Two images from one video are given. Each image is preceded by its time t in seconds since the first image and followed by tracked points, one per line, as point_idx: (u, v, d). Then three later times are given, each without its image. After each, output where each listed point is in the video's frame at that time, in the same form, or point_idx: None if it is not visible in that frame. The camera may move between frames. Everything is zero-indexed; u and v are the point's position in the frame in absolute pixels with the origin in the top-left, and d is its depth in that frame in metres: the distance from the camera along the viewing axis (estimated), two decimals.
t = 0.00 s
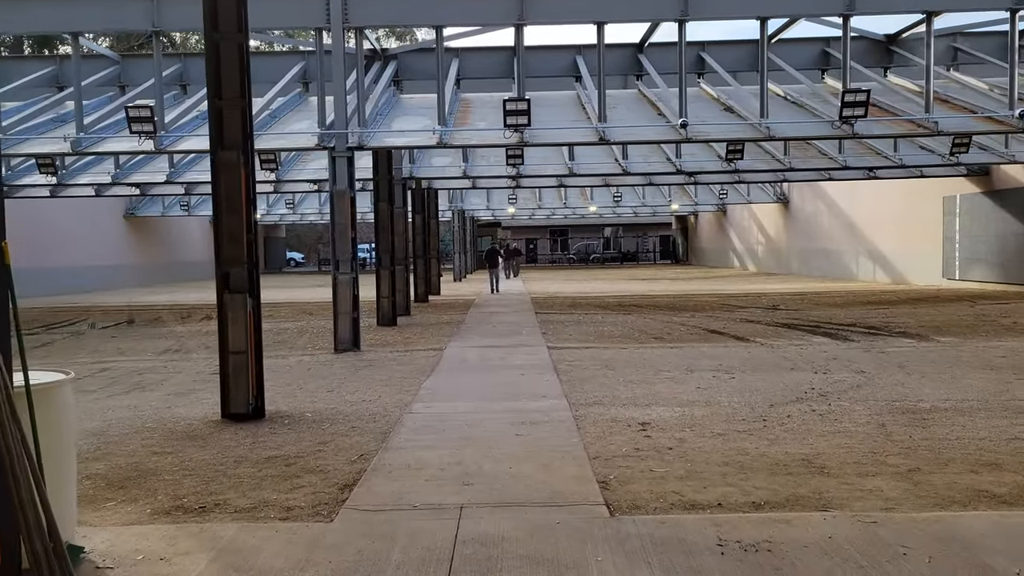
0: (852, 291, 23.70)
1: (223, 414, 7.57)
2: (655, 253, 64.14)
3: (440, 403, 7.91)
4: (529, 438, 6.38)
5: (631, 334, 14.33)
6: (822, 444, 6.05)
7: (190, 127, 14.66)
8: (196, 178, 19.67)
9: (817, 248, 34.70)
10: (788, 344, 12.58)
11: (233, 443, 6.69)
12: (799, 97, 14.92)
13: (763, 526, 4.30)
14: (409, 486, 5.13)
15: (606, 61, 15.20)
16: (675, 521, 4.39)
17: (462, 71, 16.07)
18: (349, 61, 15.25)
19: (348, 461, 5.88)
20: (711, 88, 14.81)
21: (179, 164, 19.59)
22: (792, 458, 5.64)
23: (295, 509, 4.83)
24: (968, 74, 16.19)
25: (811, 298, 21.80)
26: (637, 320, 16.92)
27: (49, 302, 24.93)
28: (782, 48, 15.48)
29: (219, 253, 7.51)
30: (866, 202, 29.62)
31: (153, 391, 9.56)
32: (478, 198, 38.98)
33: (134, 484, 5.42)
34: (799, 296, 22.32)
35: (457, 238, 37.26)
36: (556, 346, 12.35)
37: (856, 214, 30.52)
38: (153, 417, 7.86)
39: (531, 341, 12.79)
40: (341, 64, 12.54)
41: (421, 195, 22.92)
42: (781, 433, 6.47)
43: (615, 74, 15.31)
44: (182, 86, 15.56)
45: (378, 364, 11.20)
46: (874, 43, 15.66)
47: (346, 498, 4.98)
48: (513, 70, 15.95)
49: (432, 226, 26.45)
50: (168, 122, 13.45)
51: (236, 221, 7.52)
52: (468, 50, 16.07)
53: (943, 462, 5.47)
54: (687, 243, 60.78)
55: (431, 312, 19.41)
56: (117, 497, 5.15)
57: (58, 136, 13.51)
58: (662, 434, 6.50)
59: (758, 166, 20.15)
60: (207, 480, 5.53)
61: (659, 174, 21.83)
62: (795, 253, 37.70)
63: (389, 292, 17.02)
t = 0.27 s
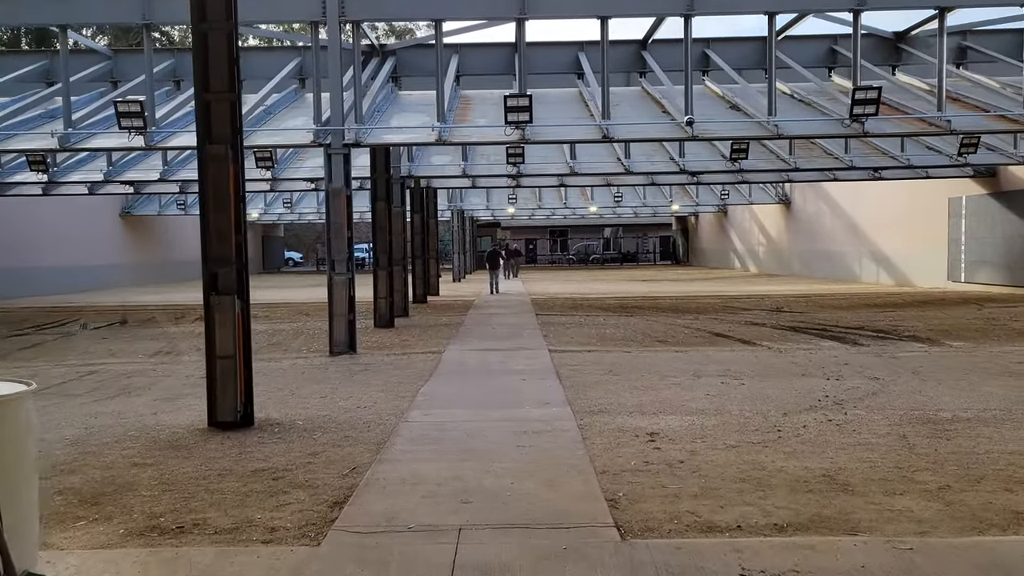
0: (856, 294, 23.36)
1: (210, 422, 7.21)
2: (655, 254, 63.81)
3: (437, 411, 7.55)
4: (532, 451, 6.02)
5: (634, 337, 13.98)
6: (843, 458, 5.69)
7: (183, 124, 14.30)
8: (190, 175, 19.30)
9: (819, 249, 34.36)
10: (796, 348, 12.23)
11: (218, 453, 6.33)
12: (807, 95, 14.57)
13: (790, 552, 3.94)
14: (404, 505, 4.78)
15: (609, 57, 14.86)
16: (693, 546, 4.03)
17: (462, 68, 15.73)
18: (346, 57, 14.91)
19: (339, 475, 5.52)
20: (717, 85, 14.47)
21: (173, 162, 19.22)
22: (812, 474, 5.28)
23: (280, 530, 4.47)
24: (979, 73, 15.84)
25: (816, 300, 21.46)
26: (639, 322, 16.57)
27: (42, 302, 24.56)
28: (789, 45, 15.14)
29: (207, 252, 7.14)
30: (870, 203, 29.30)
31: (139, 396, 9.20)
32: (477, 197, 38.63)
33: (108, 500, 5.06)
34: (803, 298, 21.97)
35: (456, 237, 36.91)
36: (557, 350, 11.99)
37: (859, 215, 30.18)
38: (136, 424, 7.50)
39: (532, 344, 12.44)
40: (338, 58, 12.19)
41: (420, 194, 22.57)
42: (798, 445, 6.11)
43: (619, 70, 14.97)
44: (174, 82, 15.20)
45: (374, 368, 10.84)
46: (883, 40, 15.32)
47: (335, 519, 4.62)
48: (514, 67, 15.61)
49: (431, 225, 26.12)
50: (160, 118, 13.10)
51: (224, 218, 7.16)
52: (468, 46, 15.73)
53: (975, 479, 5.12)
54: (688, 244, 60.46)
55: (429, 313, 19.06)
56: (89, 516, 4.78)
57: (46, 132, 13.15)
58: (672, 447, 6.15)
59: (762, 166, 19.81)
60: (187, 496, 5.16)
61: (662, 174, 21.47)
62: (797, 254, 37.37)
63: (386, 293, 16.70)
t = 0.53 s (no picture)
0: (863, 295, 23.00)
1: (195, 429, 6.86)
2: (656, 254, 63.47)
3: (434, 417, 7.19)
4: (534, 461, 5.66)
5: (637, 338, 13.62)
6: (866, 471, 5.33)
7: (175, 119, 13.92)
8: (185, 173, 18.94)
9: (824, 250, 34.00)
10: (806, 351, 11.87)
11: (200, 463, 5.97)
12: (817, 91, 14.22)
13: None
14: (395, 523, 4.42)
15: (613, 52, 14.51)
16: (712, 572, 3.67)
17: (461, 63, 15.38)
18: (343, 52, 14.57)
19: (327, 489, 5.16)
20: (724, 81, 14.10)
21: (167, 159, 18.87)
22: (836, 490, 4.92)
23: (260, 552, 4.11)
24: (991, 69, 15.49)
25: (821, 302, 21.10)
26: (643, 324, 16.23)
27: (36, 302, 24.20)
28: (797, 40, 14.79)
29: (193, 250, 6.78)
30: (875, 203, 28.95)
31: (124, 400, 8.85)
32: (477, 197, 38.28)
33: (77, 518, 4.71)
34: (809, 299, 21.61)
35: (456, 237, 36.53)
36: (559, 352, 11.63)
37: (865, 216, 29.82)
38: (118, 431, 7.14)
39: (534, 347, 12.08)
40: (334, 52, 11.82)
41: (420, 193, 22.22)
42: (817, 457, 5.75)
43: (623, 66, 14.61)
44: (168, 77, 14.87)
45: (370, 371, 10.48)
46: (892, 35, 14.96)
47: (320, 539, 4.26)
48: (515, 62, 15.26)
49: (431, 225, 25.80)
50: (151, 113, 12.74)
51: (210, 215, 6.80)
52: (469, 41, 15.39)
53: (1012, 496, 4.75)
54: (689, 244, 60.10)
55: (428, 314, 18.71)
56: (54, 535, 4.42)
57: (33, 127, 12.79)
58: (683, 457, 5.79)
59: (768, 164, 19.45)
60: (162, 511, 4.81)
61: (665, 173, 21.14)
62: (800, 254, 37.02)
63: (384, 293, 16.35)
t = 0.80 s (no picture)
0: (871, 297, 22.64)
1: (179, 440, 6.50)
2: (658, 256, 63.10)
3: (432, 428, 6.82)
4: (537, 479, 5.30)
5: (642, 343, 13.25)
6: (894, 492, 4.96)
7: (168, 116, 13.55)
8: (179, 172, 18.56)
9: (829, 252, 33.63)
10: (817, 356, 11.50)
11: (182, 477, 5.61)
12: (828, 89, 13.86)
13: None
14: (385, 550, 4.05)
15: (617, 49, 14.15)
16: None
17: (462, 60, 15.02)
18: (341, 48, 14.21)
19: (314, 510, 4.80)
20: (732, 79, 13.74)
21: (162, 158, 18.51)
22: (863, 514, 4.55)
23: None
24: (1005, 66, 15.11)
25: (829, 305, 20.73)
26: (647, 327, 15.86)
27: (30, 303, 23.84)
28: (807, 37, 14.42)
29: (175, 252, 6.42)
30: (882, 204, 28.58)
31: (109, 407, 8.48)
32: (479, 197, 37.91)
33: (42, 542, 4.34)
34: (816, 302, 21.23)
35: (457, 238, 36.16)
36: (562, 358, 11.26)
37: (871, 217, 29.45)
38: (99, 442, 6.78)
39: (536, 351, 11.71)
40: (331, 46, 11.46)
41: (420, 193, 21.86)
42: (840, 475, 5.38)
43: (628, 63, 14.26)
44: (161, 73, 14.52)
45: (366, 377, 10.12)
46: (905, 32, 14.60)
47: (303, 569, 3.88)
48: (517, 59, 14.90)
49: (431, 225, 25.45)
50: (142, 109, 12.38)
51: (194, 215, 6.43)
52: (470, 37, 15.04)
53: None
54: (692, 245, 59.72)
55: (429, 316, 18.36)
56: (14, 563, 4.06)
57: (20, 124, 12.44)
58: (696, 474, 5.42)
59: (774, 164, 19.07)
60: (135, 535, 4.44)
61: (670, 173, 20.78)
62: (805, 256, 36.64)
63: (383, 296, 15.98)
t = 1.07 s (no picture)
0: (876, 297, 22.28)
1: (160, 447, 6.14)
2: (659, 254, 62.74)
3: (428, 434, 6.45)
4: (540, 491, 4.93)
5: (646, 343, 12.89)
6: (927, 507, 4.59)
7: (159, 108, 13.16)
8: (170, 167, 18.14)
9: (832, 251, 33.29)
10: (827, 358, 11.14)
11: (159, 487, 5.24)
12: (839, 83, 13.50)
13: None
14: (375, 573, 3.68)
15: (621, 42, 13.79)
16: None
17: (461, 52, 14.65)
18: (338, 40, 13.84)
19: (300, 526, 4.42)
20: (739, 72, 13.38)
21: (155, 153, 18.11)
22: (896, 532, 4.19)
23: None
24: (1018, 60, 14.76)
25: (835, 304, 20.37)
26: (650, 327, 15.50)
27: (21, 300, 23.44)
28: (816, 29, 14.06)
29: (158, 247, 6.05)
30: (887, 203, 28.23)
31: (90, 410, 8.11)
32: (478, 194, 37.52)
33: (0, 562, 3.97)
34: (821, 302, 20.88)
35: (456, 236, 35.78)
36: (564, 359, 10.90)
37: (876, 216, 29.10)
38: (76, 448, 6.41)
39: (537, 352, 11.33)
40: (326, 36, 11.08)
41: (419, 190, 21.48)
42: (866, 486, 5.02)
43: (632, 56, 13.90)
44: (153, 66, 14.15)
45: (361, 378, 9.75)
46: (916, 25, 14.23)
47: None
48: (518, 51, 14.53)
49: (430, 223, 25.08)
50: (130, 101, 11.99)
51: (176, 207, 6.06)
52: (470, 29, 14.66)
53: None
54: (693, 244, 59.35)
55: (427, 315, 17.99)
56: None
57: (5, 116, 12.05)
58: (711, 486, 5.06)
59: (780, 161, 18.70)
60: (103, 554, 4.07)
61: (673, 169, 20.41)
62: (808, 255, 36.29)
63: (379, 294, 15.59)
